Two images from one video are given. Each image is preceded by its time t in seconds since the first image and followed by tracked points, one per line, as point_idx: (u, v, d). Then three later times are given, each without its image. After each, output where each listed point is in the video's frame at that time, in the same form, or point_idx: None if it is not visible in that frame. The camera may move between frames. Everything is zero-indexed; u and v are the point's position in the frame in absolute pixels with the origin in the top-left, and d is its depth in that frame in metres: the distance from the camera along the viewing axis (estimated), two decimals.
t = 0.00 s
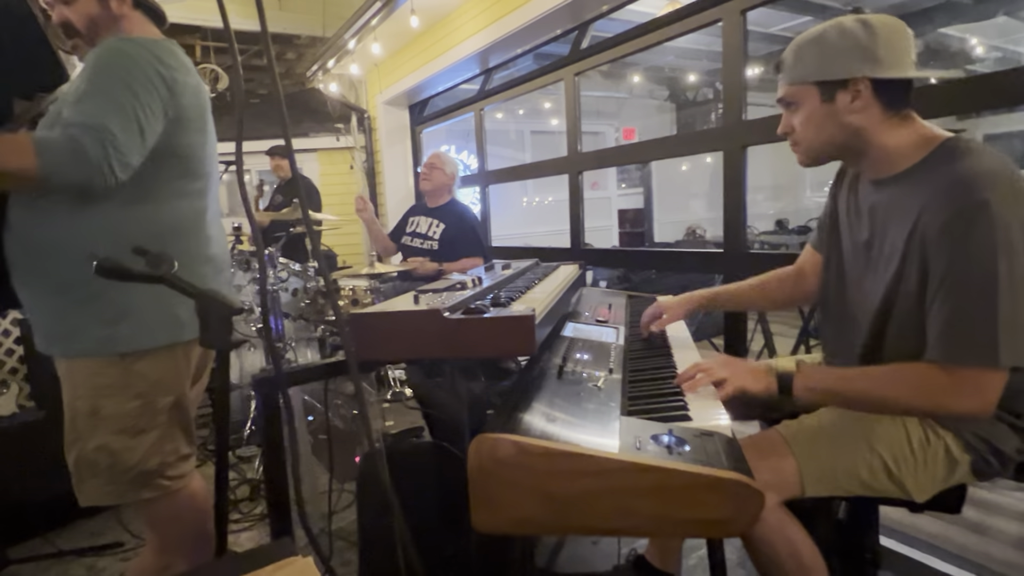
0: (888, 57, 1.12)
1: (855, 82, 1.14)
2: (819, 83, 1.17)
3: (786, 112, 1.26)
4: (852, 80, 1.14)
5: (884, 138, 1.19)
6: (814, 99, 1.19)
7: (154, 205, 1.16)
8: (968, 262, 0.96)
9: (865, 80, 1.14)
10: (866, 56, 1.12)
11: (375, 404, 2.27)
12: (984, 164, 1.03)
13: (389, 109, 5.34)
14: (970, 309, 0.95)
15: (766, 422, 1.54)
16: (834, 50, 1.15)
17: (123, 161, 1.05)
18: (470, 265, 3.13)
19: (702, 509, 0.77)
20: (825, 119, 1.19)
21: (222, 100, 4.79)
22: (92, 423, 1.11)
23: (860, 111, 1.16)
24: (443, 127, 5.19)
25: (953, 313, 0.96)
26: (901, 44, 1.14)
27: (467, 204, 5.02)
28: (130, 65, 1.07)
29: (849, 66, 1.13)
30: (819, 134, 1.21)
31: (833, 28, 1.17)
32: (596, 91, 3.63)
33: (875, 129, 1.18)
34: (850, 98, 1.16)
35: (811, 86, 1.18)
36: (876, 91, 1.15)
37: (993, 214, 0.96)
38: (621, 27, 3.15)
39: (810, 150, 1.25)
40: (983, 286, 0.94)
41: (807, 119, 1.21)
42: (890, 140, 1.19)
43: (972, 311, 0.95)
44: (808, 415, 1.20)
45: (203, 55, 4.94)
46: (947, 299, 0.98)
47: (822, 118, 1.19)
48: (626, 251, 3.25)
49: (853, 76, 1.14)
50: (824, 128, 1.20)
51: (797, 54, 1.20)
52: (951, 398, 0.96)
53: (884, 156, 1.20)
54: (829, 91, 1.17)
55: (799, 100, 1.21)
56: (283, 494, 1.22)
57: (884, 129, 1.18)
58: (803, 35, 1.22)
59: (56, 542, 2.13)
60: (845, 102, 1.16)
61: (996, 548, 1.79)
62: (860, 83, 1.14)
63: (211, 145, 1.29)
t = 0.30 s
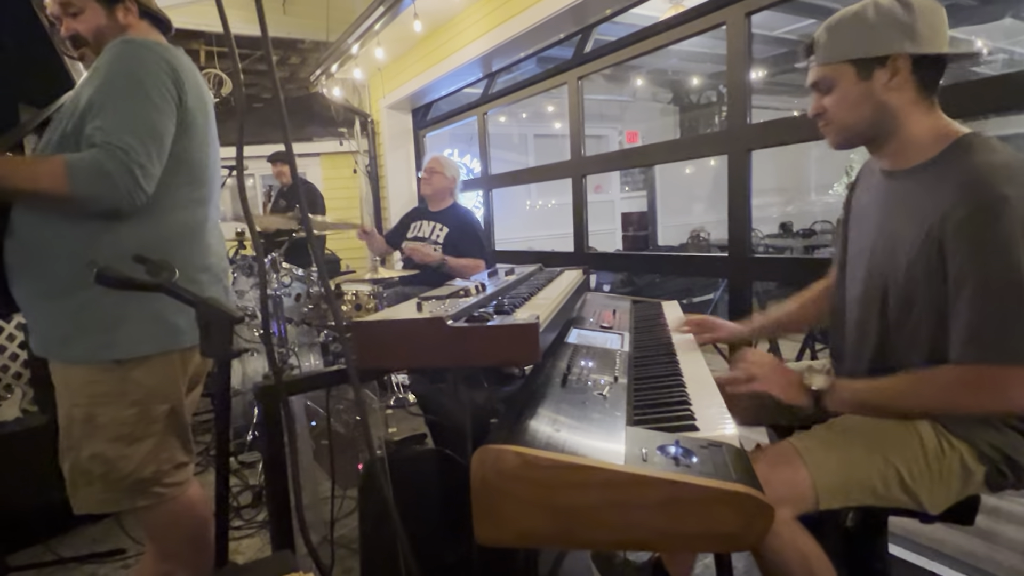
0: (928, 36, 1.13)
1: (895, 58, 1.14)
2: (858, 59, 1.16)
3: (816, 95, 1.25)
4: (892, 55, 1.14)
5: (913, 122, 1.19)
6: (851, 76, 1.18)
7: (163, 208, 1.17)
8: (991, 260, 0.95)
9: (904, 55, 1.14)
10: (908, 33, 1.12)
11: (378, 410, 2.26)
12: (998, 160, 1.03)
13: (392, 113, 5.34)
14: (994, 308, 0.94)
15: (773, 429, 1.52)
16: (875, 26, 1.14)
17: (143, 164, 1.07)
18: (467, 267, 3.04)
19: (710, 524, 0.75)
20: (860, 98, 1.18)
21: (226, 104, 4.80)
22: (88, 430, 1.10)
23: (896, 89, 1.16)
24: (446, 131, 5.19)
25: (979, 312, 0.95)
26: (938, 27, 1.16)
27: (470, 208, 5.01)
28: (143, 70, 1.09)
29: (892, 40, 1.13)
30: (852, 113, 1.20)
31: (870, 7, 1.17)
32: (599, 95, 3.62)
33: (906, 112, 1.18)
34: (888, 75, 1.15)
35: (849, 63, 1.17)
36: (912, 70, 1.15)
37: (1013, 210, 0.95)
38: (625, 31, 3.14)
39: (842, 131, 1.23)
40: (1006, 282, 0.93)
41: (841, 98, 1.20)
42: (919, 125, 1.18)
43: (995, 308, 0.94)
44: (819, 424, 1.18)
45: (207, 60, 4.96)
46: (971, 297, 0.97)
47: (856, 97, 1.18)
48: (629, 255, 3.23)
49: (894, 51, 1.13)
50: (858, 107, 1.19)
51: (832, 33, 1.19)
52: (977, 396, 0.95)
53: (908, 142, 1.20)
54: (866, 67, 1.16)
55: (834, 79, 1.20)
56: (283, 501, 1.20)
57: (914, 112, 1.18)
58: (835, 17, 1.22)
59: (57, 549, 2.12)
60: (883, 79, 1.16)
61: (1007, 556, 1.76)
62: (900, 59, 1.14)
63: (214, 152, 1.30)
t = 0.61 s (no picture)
0: (929, 46, 1.18)
1: (901, 65, 1.18)
2: (865, 64, 1.20)
3: (823, 98, 1.28)
4: (899, 62, 1.17)
5: (912, 128, 1.21)
6: (859, 80, 1.21)
7: (180, 212, 1.19)
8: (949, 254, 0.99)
9: (909, 62, 1.18)
10: (913, 41, 1.17)
11: (387, 414, 2.27)
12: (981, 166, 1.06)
13: (398, 118, 5.38)
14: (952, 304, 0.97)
15: (783, 433, 1.51)
16: (882, 33, 1.18)
17: (161, 170, 1.10)
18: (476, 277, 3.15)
19: (721, 530, 0.75)
20: (867, 101, 1.21)
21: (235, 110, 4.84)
22: (103, 432, 1.12)
23: (902, 94, 1.19)
24: (453, 136, 5.22)
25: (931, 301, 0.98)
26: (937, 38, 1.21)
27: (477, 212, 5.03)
28: (161, 78, 1.12)
29: (899, 47, 1.17)
30: (858, 117, 1.23)
31: (876, 17, 1.21)
32: (605, 99, 3.62)
33: (908, 118, 1.21)
34: (894, 80, 1.19)
35: (857, 67, 1.20)
36: (918, 76, 1.19)
37: (978, 212, 0.99)
38: (631, 35, 3.16)
39: (849, 133, 1.26)
40: (950, 272, 0.98)
41: (849, 101, 1.23)
42: (919, 132, 1.21)
43: (938, 296, 0.98)
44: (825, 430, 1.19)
45: (216, 67, 5.01)
46: (922, 283, 1.01)
47: (863, 101, 1.21)
48: (636, 259, 3.23)
49: (901, 57, 1.17)
50: (864, 112, 1.22)
51: (840, 39, 1.22)
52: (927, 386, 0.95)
53: (904, 148, 1.23)
54: (873, 72, 1.19)
55: (841, 83, 1.23)
56: (295, 502, 1.22)
57: (914, 119, 1.21)
58: (840, 25, 1.25)
59: (70, 551, 2.14)
60: (890, 84, 1.19)
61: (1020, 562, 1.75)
62: (905, 65, 1.18)
63: (228, 158, 1.33)
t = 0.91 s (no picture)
0: (902, 55, 1.17)
1: (874, 84, 1.19)
2: (842, 88, 1.22)
3: (812, 119, 1.31)
4: (871, 82, 1.19)
5: (901, 134, 1.22)
6: (839, 101, 1.23)
7: (196, 218, 1.22)
8: (908, 221, 1.07)
9: (884, 79, 1.18)
10: (881, 57, 1.17)
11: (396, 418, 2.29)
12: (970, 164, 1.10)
13: (405, 123, 5.41)
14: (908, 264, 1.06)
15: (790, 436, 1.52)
16: (851, 55, 1.19)
17: (180, 177, 1.12)
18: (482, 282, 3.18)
19: (728, 530, 0.77)
20: (848, 122, 1.24)
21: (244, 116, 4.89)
22: (121, 433, 1.14)
23: (881, 110, 1.20)
24: (459, 141, 5.25)
25: (878, 254, 1.06)
26: (912, 42, 1.20)
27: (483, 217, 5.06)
28: (179, 87, 1.15)
29: (869, 68, 1.18)
30: (844, 136, 1.26)
31: (846, 38, 1.22)
32: (610, 103, 3.63)
33: (894, 128, 1.22)
34: (871, 98, 1.20)
35: (834, 92, 1.23)
36: (895, 88, 1.19)
37: (942, 188, 1.08)
38: (638, 40, 3.18)
39: (840, 149, 1.28)
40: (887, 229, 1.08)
41: (834, 121, 1.26)
42: (909, 138, 1.22)
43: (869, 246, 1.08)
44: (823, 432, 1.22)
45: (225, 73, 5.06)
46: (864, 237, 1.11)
47: (844, 122, 1.24)
48: (643, 263, 3.25)
49: (873, 77, 1.18)
50: (849, 130, 1.24)
51: (816, 67, 1.25)
52: (822, 324, 1.04)
53: (898, 154, 1.23)
54: (850, 95, 1.22)
55: (823, 108, 1.26)
56: (308, 503, 1.24)
57: (898, 126, 1.22)
58: (817, 50, 1.27)
59: (83, 553, 2.17)
60: (869, 102, 1.21)
61: None
62: (880, 83, 1.18)
63: (242, 163, 1.35)
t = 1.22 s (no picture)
0: (933, 68, 1.20)
1: (900, 89, 1.21)
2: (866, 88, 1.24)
3: (832, 115, 1.33)
4: (896, 87, 1.21)
5: (914, 145, 1.24)
6: (860, 102, 1.26)
7: (221, 229, 1.24)
8: (923, 236, 1.07)
9: (909, 87, 1.21)
10: (913, 65, 1.20)
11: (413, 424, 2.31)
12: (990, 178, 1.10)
13: (422, 130, 5.46)
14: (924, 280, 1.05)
15: (809, 449, 1.51)
16: (884, 57, 1.22)
17: (206, 189, 1.15)
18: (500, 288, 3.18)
19: (749, 544, 0.78)
20: (866, 122, 1.26)
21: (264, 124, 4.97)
22: (147, 437, 1.17)
23: (902, 117, 1.22)
24: (476, 147, 5.29)
25: (898, 271, 1.06)
26: (947, 58, 1.22)
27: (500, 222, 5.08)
28: (205, 102, 1.18)
29: (898, 73, 1.20)
30: (859, 136, 1.28)
31: (885, 39, 1.24)
32: (627, 108, 3.62)
33: (911, 139, 1.24)
34: (893, 104, 1.23)
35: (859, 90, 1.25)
36: (919, 99, 1.21)
37: (957, 205, 1.08)
38: (655, 46, 3.18)
39: (853, 151, 1.31)
40: (904, 248, 1.07)
41: (852, 121, 1.28)
42: (922, 150, 1.24)
43: (890, 265, 1.07)
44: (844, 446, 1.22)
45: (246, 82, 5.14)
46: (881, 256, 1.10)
47: (863, 121, 1.26)
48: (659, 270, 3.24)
49: (899, 83, 1.21)
50: (866, 131, 1.27)
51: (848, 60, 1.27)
52: (843, 342, 1.04)
53: (914, 161, 1.25)
54: (873, 97, 1.24)
55: (845, 103, 1.28)
56: (330, 508, 1.26)
57: (916, 137, 1.24)
58: (854, 44, 1.29)
59: (108, 555, 2.21)
60: (890, 108, 1.23)
61: None
62: (904, 90, 1.21)
63: (265, 175, 1.39)
